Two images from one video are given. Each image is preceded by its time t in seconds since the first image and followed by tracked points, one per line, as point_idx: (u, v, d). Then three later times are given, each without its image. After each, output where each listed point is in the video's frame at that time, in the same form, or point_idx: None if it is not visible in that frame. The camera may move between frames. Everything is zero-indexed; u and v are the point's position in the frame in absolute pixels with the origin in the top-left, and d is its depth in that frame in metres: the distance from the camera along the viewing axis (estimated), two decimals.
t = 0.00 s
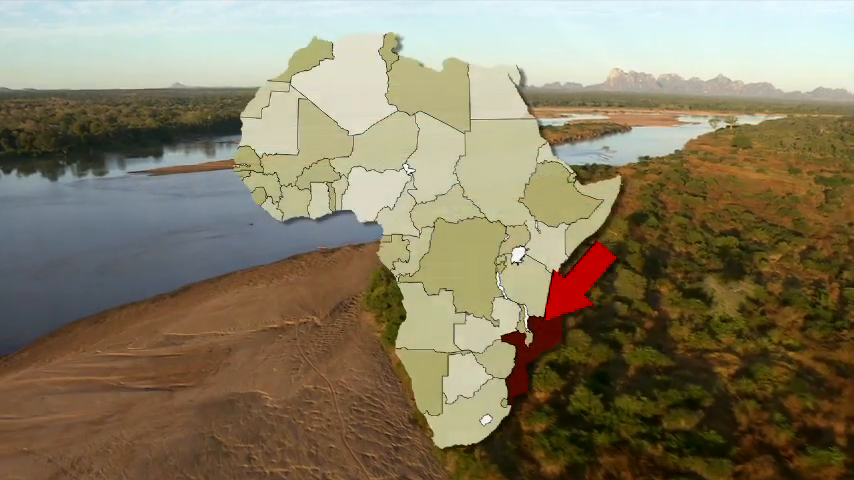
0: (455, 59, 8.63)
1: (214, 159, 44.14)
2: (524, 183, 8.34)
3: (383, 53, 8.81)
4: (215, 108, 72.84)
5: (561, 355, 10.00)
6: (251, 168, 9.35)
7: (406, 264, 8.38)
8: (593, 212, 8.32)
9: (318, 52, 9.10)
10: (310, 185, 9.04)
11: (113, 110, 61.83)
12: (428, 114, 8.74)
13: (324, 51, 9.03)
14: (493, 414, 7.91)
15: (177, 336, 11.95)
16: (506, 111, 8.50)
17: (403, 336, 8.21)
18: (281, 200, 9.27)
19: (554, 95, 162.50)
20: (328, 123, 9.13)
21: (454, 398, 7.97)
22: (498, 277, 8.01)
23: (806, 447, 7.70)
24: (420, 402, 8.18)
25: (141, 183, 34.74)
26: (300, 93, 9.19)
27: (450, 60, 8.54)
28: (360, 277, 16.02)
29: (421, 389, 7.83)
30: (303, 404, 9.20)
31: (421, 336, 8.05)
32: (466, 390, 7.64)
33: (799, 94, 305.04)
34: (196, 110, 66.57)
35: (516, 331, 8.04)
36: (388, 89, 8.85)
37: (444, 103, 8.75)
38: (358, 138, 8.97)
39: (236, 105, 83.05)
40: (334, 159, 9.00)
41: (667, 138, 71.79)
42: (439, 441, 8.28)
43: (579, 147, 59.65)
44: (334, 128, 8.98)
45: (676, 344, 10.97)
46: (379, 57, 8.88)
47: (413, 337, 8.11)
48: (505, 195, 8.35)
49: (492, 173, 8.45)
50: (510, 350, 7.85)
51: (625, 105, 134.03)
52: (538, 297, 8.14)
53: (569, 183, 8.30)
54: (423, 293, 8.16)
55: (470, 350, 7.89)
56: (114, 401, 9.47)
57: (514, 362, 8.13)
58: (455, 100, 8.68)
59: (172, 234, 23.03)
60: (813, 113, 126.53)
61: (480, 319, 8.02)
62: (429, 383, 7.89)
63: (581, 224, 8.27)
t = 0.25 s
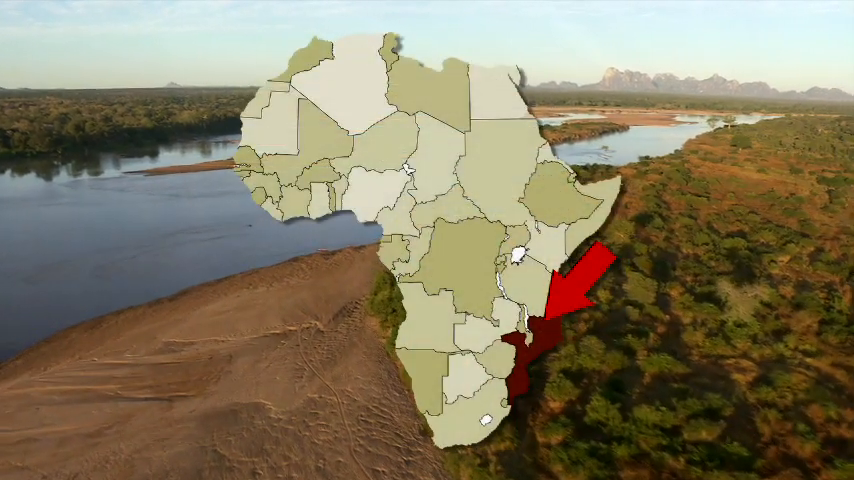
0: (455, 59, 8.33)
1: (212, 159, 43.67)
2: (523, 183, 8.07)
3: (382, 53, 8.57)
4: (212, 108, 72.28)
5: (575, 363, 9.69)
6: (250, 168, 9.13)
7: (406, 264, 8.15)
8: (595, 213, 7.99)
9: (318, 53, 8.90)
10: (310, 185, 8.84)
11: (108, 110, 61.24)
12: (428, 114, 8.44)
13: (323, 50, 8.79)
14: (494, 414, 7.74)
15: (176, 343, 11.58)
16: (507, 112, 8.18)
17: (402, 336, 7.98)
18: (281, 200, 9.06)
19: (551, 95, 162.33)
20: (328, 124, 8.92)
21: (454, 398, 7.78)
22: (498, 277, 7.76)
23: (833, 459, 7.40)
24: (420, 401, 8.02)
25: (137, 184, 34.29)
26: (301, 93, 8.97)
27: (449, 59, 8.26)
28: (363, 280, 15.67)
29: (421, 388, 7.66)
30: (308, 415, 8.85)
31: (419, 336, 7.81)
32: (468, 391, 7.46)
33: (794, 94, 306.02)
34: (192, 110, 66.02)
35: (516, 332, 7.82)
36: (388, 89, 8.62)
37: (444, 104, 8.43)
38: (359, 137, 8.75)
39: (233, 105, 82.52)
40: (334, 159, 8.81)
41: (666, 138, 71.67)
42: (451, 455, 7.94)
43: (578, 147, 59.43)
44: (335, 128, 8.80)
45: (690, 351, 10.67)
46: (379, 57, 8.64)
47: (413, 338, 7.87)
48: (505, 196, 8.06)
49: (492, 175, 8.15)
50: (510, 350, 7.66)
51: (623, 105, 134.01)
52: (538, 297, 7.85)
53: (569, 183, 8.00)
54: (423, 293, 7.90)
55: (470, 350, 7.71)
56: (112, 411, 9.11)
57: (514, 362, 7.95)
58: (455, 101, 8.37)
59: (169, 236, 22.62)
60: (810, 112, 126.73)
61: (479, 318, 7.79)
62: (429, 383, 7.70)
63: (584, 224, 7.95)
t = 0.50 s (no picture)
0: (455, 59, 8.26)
1: (208, 158, 43.19)
2: (523, 183, 7.94)
3: (382, 53, 8.53)
4: (207, 107, 71.68)
5: (589, 371, 9.39)
6: (250, 167, 9.15)
7: (406, 264, 8.07)
8: (595, 213, 7.84)
9: (319, 53, 8.87)
10: (310, 185, 8.85)
11: (103, 109, 60.60)
12: (428, 114, 8.34)
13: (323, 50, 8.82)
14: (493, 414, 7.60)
15: (175, 349, 11.21)
16: (508, 112, 8.07)
17: (402, 336, 7.82)
18: (281, 200, 9.07)
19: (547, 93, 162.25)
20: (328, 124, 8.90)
21: (454, 398, 7.64)
22: (498, 277, 7.64)
23: None
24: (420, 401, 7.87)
25: (133, 184, 33.81)
26: (301, 93, 8.96)
27: (449, 59, 8.19)
28: (366, 282, 15.34)
29: (420, 388, 7.52)
30: (314, 426, 8.50)
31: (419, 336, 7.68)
32: (465, 391, 7.32)
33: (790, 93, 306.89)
34: (187, 109, 65.38)
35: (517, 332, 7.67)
36: (388, 89, 8.56)
37: (444, 104, 8.34)
38: (359, 137, 8.72)
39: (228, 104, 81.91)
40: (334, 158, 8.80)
41: (664, 137, 71.53)
42: (464, 468, 7.63)
43: (577, 146, 59.15)
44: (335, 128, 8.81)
45: (706, 357, 10.38)
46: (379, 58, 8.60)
47: (412, 338, 7.74)
48: (505, 195, 7.92)
49: (492, 175, 8.03)
50: (511, 350, 7.51)
51: (620, 104, 133.97)
52: (538, 297, 7.72)
53: (569, 183, 7.85)
54: (423, 293, 7.79)
55: (470, 350, 7.58)
56: (109, 423, 8.76)
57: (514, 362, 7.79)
58: (455, 101, 8.28)
59: (166, 237, 22.22)
60: (806, 111, 126.96)
61: (479, 318, 7.66)
62: (428, 383, 7.57)
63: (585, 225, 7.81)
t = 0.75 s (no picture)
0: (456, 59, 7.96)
1: (204, 157, 42.62)
2: (523, 183, 7.73)
3: (382, 53, 8.19)
4: (203, 105, 70.96)
5: (607, 380, 9.04)
6: (250, 167, 8.69)
7: (406, 264, 7.81)
8: (595, 213, 7.61)
9: (318, 53, 8.48)
10: (310, 185, 8.45)
11: (96, 108, 59.82)
12: (428, 114, 8.07)
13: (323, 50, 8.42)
14: (494, 414, 7.43)
15: (174, 357, 10.80)
16: (509, 113, 7.81)
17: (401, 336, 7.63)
18: (282, 200, 8.65)
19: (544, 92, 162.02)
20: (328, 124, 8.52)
21: (454, 398, 7.48)
22: (498, 277, 7.45)
23: None
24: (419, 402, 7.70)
25: (128, 184, 33.26)
26: (301, 93, 8.55)
27: (449, 59, 7.92)
28: (369, 286, 14.94)
29: (419, 388, 7.36)
30: (322, 440, 8.12)
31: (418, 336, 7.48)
32: (465, 390, 7.16)
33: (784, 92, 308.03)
34: (183, 108, 64.69)
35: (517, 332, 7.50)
36: (388, 89, 8.24)
37: (445, 105, 8.06)
38: (359, 137, 8.37)
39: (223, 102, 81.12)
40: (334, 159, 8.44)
41: (662, 136, 71.40)
42: None
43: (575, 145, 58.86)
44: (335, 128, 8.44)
45: (725, 364, 10.05)
46: (379, 57, 8.25)
47: (412, 338, 7.54)
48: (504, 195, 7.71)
49: (493, 176, 7.81)
50: (511, 350, 7.34)
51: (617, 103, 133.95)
52: (538, 298, 7.52)
53: (568, 183, 7.62)
54: (423, 293, 7.59)
55: (470, 349, 7.41)
56: (106, 437, 8.36)
57: (515, 362, 7.62)
58: (456, 101, 8.01)
59: (162, 238, 21.74)
60: (802, 110, 127.23)
61: (479, 318, 7.48)
62: (428, 383, 7.40)
63: (586, 225, 7.58)
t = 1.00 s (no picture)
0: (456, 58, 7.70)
1: (201, 156, 42.19)
2: (523, 183, 7.50)
3: (382, 53, 7.87)
4: (199, 104, 70.41)
5: (625, 389, 8.74)
6: (250, 167, 8.37)
7: (405, 264, 7.57)
8: (595, 213, 7.38)
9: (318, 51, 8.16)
10: (311, 185, 8.17)
11: (92, 106, 59.20)
12: (428, 114, 7.82)
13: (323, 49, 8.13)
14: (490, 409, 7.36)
15: (174, 364, 10.44)
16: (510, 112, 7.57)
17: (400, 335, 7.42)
18: (281, 200, 8.34)
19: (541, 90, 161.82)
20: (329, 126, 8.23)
21: (453, 398, 7.31)
22: (498, 277, 7.24)
23: None
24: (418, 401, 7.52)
25: (124, 183, 32.83)
26: (301, 93, 8.24)
27: (448, 59, 7.67)
28: (373, 288, 14.60)
29: (418, 387, 7.18)
30: (331, 453, 7.83)
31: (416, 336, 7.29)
32: (465, 390, 6.99)
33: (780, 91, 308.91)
34: (179, 106, 64.15)
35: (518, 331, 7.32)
36: (388, 88, 7.96)
37: (445, 104, 7.80)
38: (359, 137, 8.08)
39: (219, 100, 80.54)
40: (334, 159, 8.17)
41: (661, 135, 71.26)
42: None
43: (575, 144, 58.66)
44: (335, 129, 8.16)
45: (743, 370, 9.76)
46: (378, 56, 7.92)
47: (411, 338, 7.34)
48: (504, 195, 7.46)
49: (492, 176, 7.58)
50: (512, 350, 7.17)
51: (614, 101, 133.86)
52: (538, 299, 7.30)
53: (568, 182, 7.39)
54: (422, 293, 7.37)
55: (469, 349, 7.23)
56: (105, 451, 8.01)
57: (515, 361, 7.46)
58: (456, 101, 7.76)
59: (159, 239, 21.34)
60: (799, 108, 127.40)
61: (479, 318, 7.29)
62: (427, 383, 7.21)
63: (586, 226, 7.36)
